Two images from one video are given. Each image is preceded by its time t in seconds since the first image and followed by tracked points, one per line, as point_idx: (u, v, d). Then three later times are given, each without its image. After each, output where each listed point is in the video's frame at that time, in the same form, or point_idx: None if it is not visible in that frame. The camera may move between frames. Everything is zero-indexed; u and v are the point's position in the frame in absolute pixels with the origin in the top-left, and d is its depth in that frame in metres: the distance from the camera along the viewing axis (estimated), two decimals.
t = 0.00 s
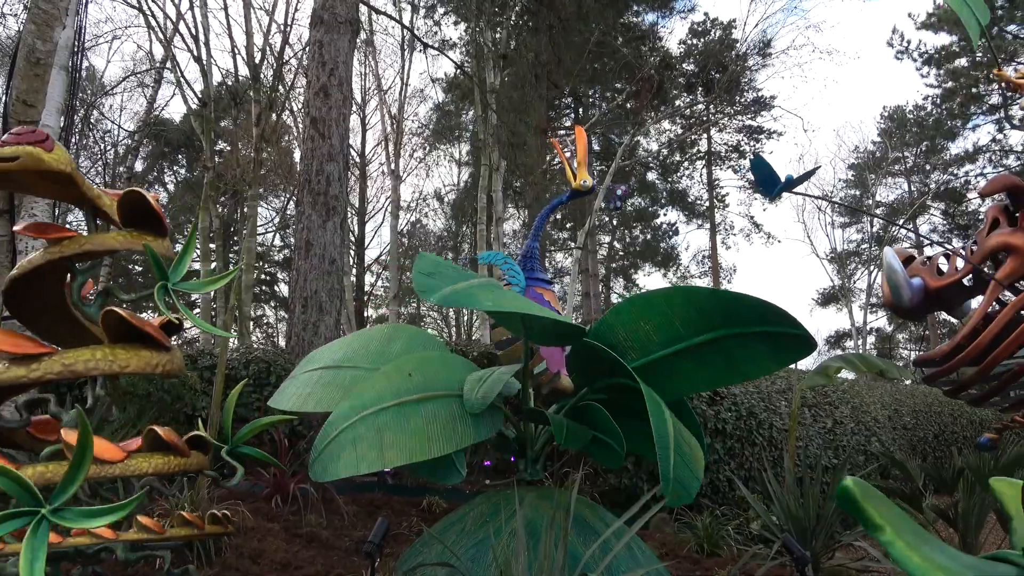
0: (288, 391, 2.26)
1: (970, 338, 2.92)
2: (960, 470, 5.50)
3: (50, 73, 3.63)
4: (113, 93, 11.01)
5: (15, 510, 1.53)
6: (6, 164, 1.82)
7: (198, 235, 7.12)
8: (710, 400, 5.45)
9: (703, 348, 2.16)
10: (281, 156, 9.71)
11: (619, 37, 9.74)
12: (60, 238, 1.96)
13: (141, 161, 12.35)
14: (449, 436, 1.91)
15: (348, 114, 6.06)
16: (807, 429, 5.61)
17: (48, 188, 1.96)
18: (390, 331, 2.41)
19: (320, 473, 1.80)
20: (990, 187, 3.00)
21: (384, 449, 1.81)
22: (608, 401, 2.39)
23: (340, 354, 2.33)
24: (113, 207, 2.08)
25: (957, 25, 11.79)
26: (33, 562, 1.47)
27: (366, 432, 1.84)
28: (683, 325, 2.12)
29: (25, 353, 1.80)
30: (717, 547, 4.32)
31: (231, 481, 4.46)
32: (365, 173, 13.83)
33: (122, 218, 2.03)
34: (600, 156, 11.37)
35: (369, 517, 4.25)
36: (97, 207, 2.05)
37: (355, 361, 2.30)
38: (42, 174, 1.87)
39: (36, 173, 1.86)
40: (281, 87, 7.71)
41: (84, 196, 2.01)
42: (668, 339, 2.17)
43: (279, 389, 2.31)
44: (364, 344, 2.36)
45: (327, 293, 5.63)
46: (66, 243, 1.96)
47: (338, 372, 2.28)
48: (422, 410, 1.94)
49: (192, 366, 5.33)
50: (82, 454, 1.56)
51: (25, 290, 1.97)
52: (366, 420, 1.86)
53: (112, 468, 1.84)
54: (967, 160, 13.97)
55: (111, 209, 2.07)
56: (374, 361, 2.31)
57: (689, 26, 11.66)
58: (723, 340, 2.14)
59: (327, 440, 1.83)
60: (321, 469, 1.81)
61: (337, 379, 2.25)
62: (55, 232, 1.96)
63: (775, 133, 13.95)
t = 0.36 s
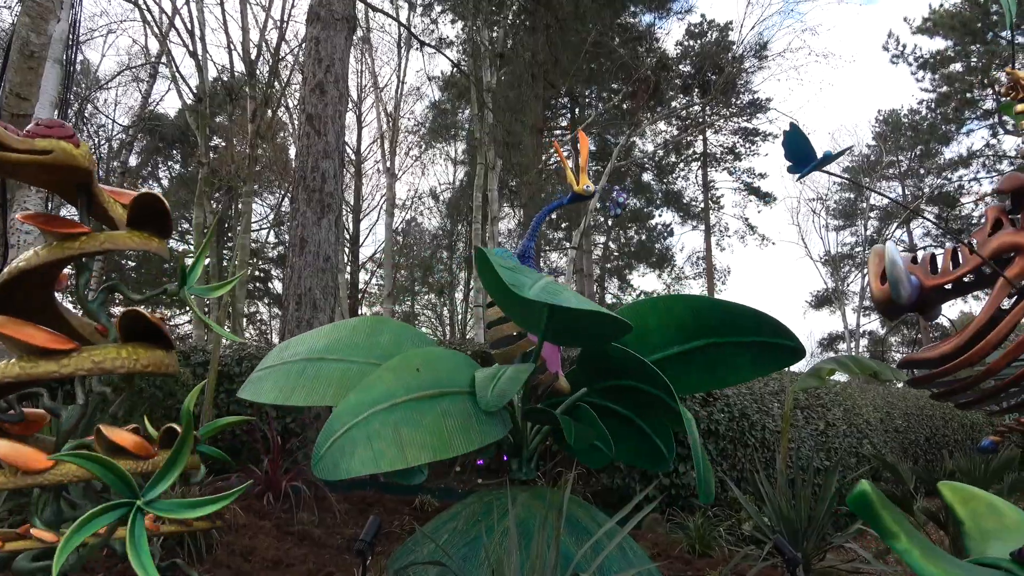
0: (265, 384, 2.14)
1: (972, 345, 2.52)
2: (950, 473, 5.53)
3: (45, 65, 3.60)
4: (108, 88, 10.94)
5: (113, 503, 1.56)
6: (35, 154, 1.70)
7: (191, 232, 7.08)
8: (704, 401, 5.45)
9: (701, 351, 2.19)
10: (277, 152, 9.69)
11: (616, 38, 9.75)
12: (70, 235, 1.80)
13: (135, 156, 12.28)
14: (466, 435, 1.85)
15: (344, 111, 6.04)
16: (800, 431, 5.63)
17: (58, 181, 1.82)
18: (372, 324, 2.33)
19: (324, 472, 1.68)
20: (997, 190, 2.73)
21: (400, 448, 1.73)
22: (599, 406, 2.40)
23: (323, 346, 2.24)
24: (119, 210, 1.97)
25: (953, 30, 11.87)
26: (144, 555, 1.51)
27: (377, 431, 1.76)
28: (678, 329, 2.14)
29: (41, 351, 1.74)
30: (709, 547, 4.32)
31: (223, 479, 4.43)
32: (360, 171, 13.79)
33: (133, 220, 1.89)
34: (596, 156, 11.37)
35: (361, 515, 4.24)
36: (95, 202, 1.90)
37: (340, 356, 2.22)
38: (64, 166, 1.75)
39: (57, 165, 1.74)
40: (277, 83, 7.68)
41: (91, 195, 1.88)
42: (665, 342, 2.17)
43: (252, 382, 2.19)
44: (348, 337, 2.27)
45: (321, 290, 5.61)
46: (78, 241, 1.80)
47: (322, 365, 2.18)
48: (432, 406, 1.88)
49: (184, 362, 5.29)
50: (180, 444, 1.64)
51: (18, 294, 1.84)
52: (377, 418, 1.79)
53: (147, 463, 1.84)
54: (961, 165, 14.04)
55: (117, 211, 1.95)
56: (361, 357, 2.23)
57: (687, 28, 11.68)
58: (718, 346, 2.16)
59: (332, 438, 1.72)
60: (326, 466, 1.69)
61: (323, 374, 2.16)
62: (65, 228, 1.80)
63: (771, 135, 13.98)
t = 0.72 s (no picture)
0: (259, 371, 2.05)
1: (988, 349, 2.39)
2: (947, 474, 5.53)
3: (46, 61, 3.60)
4: (109, 84, 10.93)
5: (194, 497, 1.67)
6: (76, 153, 1.63)
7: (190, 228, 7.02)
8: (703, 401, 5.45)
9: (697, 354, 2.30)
10: (277, 150, 9.69)
11: (617, 37, 9.75)
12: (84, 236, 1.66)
13: (135, 153, 12.26)
14: (496, 431, 1.90)
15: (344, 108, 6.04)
16: (798, 431, 5.63)
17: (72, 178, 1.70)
18: (364, 317, 2.32)
19: (350, 470, 1.65)
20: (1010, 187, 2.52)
21: (432, 443, 1.76)
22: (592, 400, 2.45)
23: (319, 338, 2.20)
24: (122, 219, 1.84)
25: (952, 32, 11.90)
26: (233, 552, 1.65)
27: (401, 426, 1.76)
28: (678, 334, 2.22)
29: (67, 347, 1.62)
30: (706, 546, 4.32)
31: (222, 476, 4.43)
32: (360, 169, 13.77)
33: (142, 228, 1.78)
34: (596, 156, 11.38)
35: (359, 512, 4.24)
36: (102, 202, 1.76)
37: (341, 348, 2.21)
38: (94, 165, 1.66)
39: (88, 164, 1.65)
40: (277, 81, 7.69)
41: (98, 198, 1.76)
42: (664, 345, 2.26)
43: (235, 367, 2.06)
44: (342, 330, 2.25)
45: (321, 288, 5.61)
46: (86, 243, 1.64)
47: (320, 357, 2.16)
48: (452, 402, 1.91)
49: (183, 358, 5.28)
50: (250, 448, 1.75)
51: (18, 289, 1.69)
52: (405, 412, 1.80)
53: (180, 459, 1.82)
54: (960, 166, 14.06)
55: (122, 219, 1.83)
56: (360, 351, 2.23)
57: (687, 27, 11.68)
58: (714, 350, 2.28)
59: (354, 435, 1.69)
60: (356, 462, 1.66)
61: (321, 367, 2.12)
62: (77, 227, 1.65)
63: (771, 135, 13.99)
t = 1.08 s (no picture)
0: (258, 362, 2.01)
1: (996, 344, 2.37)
2: (948, 473, 5.52)
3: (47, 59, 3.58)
4: (109, 82, 10.91)
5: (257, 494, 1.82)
6: (118, 157, 1.66)
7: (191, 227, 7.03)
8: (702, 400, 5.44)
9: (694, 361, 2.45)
10: (278, 149, 9.69)
11: (618, 36, 9.74)
12: (101, 238, 1.65)
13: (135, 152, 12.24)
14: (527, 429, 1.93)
15: (346, 107, 6.04)
16: (799, 431, 5.62)
17: (84, 177, 1.69)
18: (365, 310, 2.32)
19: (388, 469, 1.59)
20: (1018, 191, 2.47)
21: (475, 442, 1.77)
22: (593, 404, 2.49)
23: (324, 330, 2.18)
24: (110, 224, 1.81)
25: (954, 32, 11.90)
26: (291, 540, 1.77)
27: (435, 425, 1.75)
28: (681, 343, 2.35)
29: (104, 346, 1.62)
30: (706, 546, 4.32)
31: (222, 475, 4.42)
32: (360, 168, 13.76)
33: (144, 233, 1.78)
34: (596, 155, 11.37)
35: (359, 511, 4.24)
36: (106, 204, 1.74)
37: (346, 341, 2.20)
38: (122, 170, 1.68)
39: (119, 169, 1.67)
40: (277, 80, 7.69)
41: (99, 200, 1.74)
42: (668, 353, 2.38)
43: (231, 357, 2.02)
44: (346, 323, 2.25)
45: (321, 287, 5.60)
46: (102, 246, 1.63)
47: (327, 349, 2.14)
48: (477, 400, 1.91)
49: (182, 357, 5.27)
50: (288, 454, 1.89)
51: (19, 287, 1.60)
52: (439, 411, 1.79)
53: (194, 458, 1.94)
54: (961, 166, 14.04)
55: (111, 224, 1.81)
56: (365, 344, 2.23)
57: (688, 27, 11.67)
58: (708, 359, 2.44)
59: (395, 433, 1.65)
60: (392, 460, 1.60)
61: (326, 360, 2.10)
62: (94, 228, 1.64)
63: (771, 135, 13.97)
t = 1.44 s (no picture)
0: (272, 358, 1.92)
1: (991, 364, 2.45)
2: (947, 474, 5.53)
3: (48, 58, 3.58)
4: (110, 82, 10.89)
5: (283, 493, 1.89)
6: (141, 158, 1.69)
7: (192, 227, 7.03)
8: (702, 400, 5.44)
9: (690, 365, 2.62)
10: (278, 148, 9.69)
11: (618, 36, 9.74)
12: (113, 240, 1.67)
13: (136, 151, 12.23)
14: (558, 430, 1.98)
15: (346, 107, 6.04)
16: (798, 431, 5.63)
17: (89, 175, 1.69)
18: (370, 301, 2.26)
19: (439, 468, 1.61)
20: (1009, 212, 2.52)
21: (521, 442, 1.83)
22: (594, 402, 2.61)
23: (335, 323, 2.12)
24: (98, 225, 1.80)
25: (955, 32, 11.90)
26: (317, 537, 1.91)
27: (481, 423, 1.81)
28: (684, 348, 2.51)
29: (131, 348, 1.66)
30: (706, 545, 4.32)
31: (223, 474, 4.42)
32: (360, 167, 13.75)
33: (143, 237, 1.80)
34: (597, 155, 11.36)
35: (360, 510, 4.24)
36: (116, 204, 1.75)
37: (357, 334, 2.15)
38: (143, 177, 1.72)
39: (141, 173, 1.71)
40: (278, 79, 7.69)
41: (101, 198, 1.74)
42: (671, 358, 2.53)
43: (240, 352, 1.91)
44: (358, 315, 2.20)
45: (322, 286, 5.61)
46: (119, 247, 1.66)
47: (341, 343, 2.08)
48: (513, 399, 1.99)
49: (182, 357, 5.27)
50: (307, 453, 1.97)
51: (26, 289, 1.58)
52: (479, 412, 1.83)
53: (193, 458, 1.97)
54: (962, 166, 14.03)
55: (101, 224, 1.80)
56: (376, 337, 2.19)
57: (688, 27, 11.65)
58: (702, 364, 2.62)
59: (444, 431, 1.68)
60: (446, 460, 1.62)
61: (342, 354, 2.04)
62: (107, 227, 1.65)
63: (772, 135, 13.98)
